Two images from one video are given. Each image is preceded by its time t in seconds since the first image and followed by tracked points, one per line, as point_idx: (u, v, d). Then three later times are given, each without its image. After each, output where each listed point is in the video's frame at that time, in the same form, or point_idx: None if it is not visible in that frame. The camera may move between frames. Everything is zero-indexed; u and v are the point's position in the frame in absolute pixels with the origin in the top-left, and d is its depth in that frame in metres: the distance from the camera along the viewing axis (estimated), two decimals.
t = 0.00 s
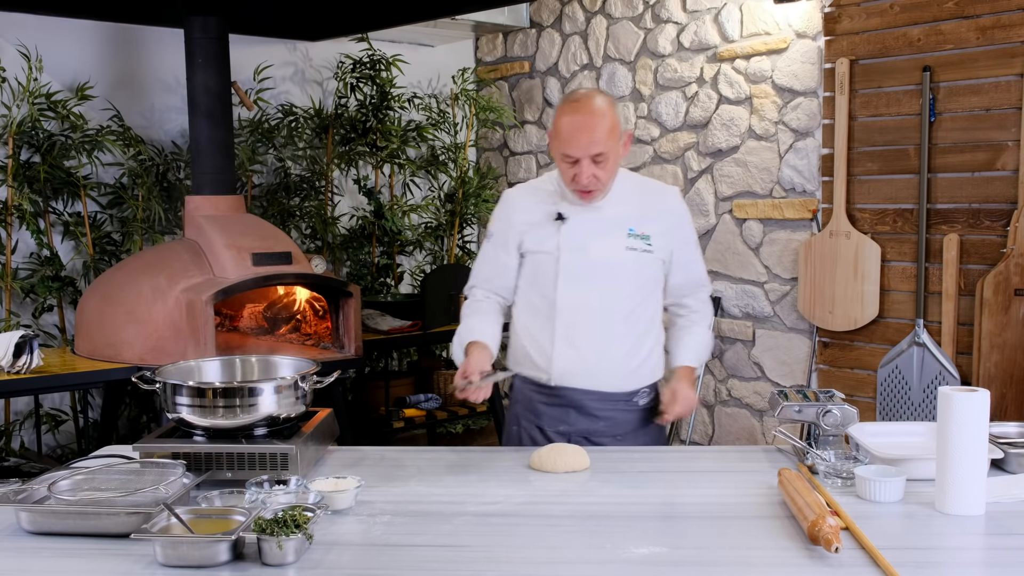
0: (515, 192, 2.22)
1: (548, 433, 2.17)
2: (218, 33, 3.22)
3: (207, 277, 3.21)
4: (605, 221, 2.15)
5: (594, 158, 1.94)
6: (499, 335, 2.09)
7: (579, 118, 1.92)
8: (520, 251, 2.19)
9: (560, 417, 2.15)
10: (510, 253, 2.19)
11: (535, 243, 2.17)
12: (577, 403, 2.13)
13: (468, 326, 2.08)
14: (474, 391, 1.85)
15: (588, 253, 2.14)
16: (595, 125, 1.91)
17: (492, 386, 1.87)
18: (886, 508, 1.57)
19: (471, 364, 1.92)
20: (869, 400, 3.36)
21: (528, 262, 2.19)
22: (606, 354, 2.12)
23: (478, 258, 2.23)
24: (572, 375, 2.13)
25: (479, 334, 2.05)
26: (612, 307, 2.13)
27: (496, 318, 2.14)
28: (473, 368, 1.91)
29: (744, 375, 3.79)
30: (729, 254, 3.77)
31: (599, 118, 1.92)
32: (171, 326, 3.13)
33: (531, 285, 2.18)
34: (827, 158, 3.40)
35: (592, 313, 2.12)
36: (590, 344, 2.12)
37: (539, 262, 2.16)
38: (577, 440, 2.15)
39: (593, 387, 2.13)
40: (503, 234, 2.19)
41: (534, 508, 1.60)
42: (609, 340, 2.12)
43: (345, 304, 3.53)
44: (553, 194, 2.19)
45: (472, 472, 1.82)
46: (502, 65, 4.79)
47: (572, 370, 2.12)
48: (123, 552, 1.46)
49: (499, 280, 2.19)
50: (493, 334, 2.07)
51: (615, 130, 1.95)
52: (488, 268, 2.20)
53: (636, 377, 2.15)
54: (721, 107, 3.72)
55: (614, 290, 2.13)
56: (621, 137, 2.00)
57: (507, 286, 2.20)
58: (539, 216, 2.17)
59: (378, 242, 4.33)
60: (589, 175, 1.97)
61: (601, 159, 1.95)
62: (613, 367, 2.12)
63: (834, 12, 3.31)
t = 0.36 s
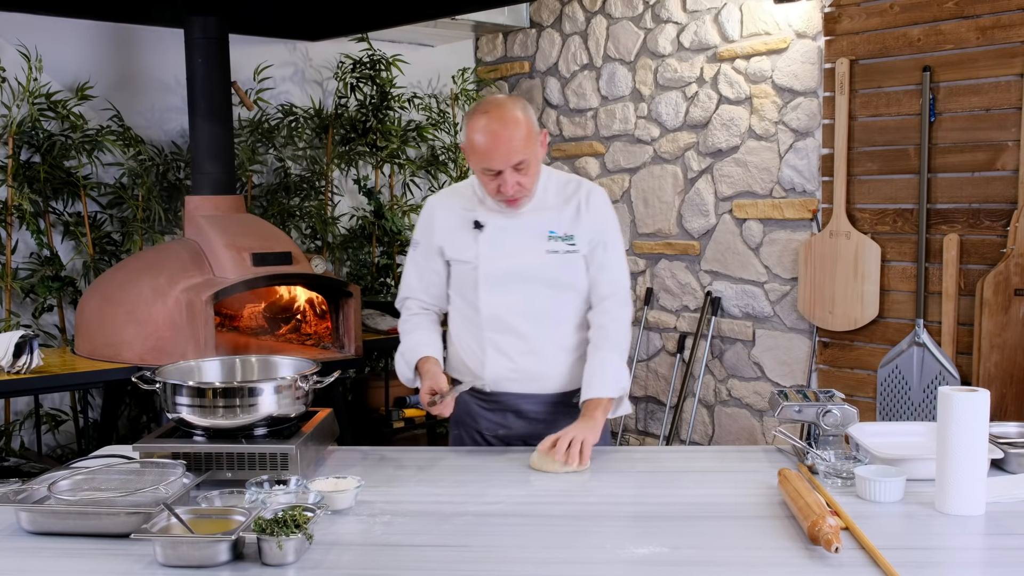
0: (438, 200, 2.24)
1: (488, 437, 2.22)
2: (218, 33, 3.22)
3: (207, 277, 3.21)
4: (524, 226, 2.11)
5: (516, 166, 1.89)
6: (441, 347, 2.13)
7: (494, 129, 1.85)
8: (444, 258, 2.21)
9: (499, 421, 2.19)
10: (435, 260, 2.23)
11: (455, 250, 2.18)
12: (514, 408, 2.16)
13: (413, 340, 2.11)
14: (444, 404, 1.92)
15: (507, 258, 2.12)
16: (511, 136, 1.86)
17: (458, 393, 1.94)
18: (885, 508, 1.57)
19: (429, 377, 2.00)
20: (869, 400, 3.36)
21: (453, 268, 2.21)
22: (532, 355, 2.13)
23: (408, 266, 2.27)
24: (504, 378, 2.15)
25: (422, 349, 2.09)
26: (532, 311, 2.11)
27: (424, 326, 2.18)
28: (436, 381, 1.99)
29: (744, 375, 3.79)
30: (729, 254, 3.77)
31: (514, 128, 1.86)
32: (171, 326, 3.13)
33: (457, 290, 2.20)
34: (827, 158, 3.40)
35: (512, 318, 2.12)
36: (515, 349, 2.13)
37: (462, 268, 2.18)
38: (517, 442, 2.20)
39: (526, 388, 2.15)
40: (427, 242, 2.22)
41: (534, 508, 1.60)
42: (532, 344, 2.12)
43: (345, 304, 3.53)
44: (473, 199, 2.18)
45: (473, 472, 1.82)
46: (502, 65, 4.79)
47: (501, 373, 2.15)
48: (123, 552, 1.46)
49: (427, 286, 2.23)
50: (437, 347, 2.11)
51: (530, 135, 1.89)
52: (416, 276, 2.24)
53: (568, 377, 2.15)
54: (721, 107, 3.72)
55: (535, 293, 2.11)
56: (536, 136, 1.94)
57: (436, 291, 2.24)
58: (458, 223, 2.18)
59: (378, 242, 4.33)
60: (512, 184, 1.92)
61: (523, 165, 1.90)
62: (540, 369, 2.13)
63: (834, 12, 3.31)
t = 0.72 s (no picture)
0: (412, 200, 2.24)
1: (463, 441, 2.21)
2: (218, 33, 3.22)
3: (207, 277, 3.20)
4: (497, 226, 2.11)
5: (492, 167, 1.90)
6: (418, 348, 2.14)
7: (468, 131, 1.85)
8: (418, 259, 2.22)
9: (474, 425, 2.18)
10: (409, 261, 2.23)
11: (428, 251, 2.18)
12: (489, 411, 2.15)
13: (392, 342, 2.12)
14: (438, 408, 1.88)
15: (480, 259, 2.11)
16: (484, 138, 1.86)
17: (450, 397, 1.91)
18: (885, 508, 1.57)
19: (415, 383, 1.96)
20: (869, 400, 3.36)
21: (427, 268, 2.21)
22: (506, 356, 2.13)
23: (382, 264, 2.28)
24: (477, 380, 2.15)
25: (401, 352, 2.10)
26: (505, 311, 2.11)
27: (399, 328, 2.18)
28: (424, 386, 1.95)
29: (744, 375, 3.79)
30: (729, 254, 3.77)
31: (487, 128, 1.86)
32: (170, 326, 3.13)
33: (431, 290, 2.21)
34: (827, 158, 3.40)
35: (485, 319, 2.12)
36: (488, 350, 2.13)
37: (435, 268, 2.18)
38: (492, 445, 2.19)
39: (500, 391, 2.15)
40: (401, 241, 2.23)
41: (534, 508, 1.60)
42: (506, 345, 2.12)
43: (345, 304, 3.53)
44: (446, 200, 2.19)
45: (472, 472, 1.82)
46: (502, 65, 4.79)
47: (474, 375, 2.14)
48: (123, 552, 1.46)
49: (401, 287, 2.25)
50: (414, 349, 2.12)
51: (505, 134, 1.89)
52: (389, 276, 2.25)
53: (543, 379, 2.16)
54: (721, 107, 3.72)
55: (508, 294, 2.12)
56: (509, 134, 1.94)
57: (410, 291, 2.25)
58: (432, 224, 2.18)
59: (377, 241, 4.33)
60: (489, 185, 1.92)
61: (499, 166, 1.90)
62: (513, 371, 2.13)
63: (834, 12, 3.31)
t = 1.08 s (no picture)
0: (417, 203, 2.24)
1: (470, 443, 2.22)
2: (218, 33, 3.22)
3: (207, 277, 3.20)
4: (503, 230, 2.11)
5: (496, 170, 1.89)
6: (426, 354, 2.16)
7: (472, 133, 1.85)
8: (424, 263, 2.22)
9: (481, 429, 2.19)
10: (415, 265, 2.23)
11: (433, 255, 2.18)
12: (495, 416, 2.15)
13: (401, 349, 2.15)
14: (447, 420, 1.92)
15: (486, 263, 2.11)
16: (489, 140, 1.85)
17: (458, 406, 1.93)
18: (885, 508, 1.57)
19: (423, 393, 1.99)
20: (869, 400, 3.36)
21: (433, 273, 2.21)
22: (513, 362, 2.12)
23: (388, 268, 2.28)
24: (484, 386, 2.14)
25: (409, 359, 2.13)
26: (512, 317, 2.11)
27: (406, 333, 2.20)
28: (433, 395, 1.98)
29: (744, 375, 3.79)
30: (729, 254, 3.77)
31: (492, 131, 1.86)
32: (170, 326, 3.13)
33: (438, 295, 2.20)
34: (827, 158, 3.40)
35: (492, 324, 2.11)
36: (495, 356, 2.13)
37: (441, 273, 2.18)
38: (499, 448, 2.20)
39: (507, 397, 2.14)
40: (407, 245, 2.23)
41: (534, 508, 1.60)
42: (513, 350, 2.12)
43: (345, 304, 3.53)
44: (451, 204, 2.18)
45: (472, 472, 1.82)
46: (502, 65, 4.79)
47: (481, 381, 2.14)
48: (123, 552, 1.46)
49: (407, 291, 2.25)
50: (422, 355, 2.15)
51: (510, 137, 1.89)
52: (395, 280, 2.25)
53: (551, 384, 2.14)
54: (721, 107, 3.72)
55: (515, 299, 2.11)
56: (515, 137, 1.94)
57: (417, 296, 2.25)
58: (437, 228, 2.18)
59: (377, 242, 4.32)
60: (493, 188, 1.92)
61: (503, 168, 1.90)
62: (520, 377, 2.12)
63: (834, 12, 3.31)
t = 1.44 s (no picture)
0: (440, 198, 2.24)
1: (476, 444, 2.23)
2: (218, 33, 3.22)
3: (207, 277, 3.20)
4: (521, 233, 2.09)
5: (520, 169, 1.88)
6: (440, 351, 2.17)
7: (499, 131, 1.85)
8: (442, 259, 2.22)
9: (486, 430, 2.21)
10: (434, 260, 2.23)
11: (451, 252, 2.17)
12: (501, 419, 2.17)
13: (416, 344, 2.16)
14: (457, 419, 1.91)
15: (501, 266, 2.10)
16: (514, 138, 1.85)
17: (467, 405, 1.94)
18: (885, 508, 1.57)
19: (434, 390, 1.97)
20: (869, 400, 3.36)
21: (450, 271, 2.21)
22: (522, 367, 2.12)
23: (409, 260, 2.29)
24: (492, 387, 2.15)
25: (423, 355, 2.13)
26: (525, 321, 2.09)
27: (422, 328, 2.21)
28: (444, 393, 1.97)
29: (744, 375, 3.79)
30: (729, 254, 3.77)
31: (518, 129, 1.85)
32: (170, 326, 3.13)
33: (454, 293, 2.20)
34: (827, 158, 3.40)
35: (504, 327, 2.10)
36: (505, 359, 2.12)
37: (458, 271, 2.17)
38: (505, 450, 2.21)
39: (513, 400, 2.15)
40: (427, 240, 2.23)
41: (534, 508, 1.60)
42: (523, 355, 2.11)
43: (345, 304, 3.53)
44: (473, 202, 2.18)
45: (472, 472, 1.82)
46: (502, 65, 4.79)
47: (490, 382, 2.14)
48: (123, 552, 1.46)
49: (426, 286, 2.25)
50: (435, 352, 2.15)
51: (536, 138, 1.89)
52: (415, 273, 2.26)
53: (558, 391, 2.14)
54: (721, 107, 3.72)
55: (528, 304, 2.09)
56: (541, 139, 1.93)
57: (435, 291, 2.26)
58: (458, 225, 2.18)
59: (378, 242, 4.32)
60: (517, 189, 1.90)
61: (527, 168, 1.89)
62: (528, 381, 2.13)
63: (834, 12, 3.31)
